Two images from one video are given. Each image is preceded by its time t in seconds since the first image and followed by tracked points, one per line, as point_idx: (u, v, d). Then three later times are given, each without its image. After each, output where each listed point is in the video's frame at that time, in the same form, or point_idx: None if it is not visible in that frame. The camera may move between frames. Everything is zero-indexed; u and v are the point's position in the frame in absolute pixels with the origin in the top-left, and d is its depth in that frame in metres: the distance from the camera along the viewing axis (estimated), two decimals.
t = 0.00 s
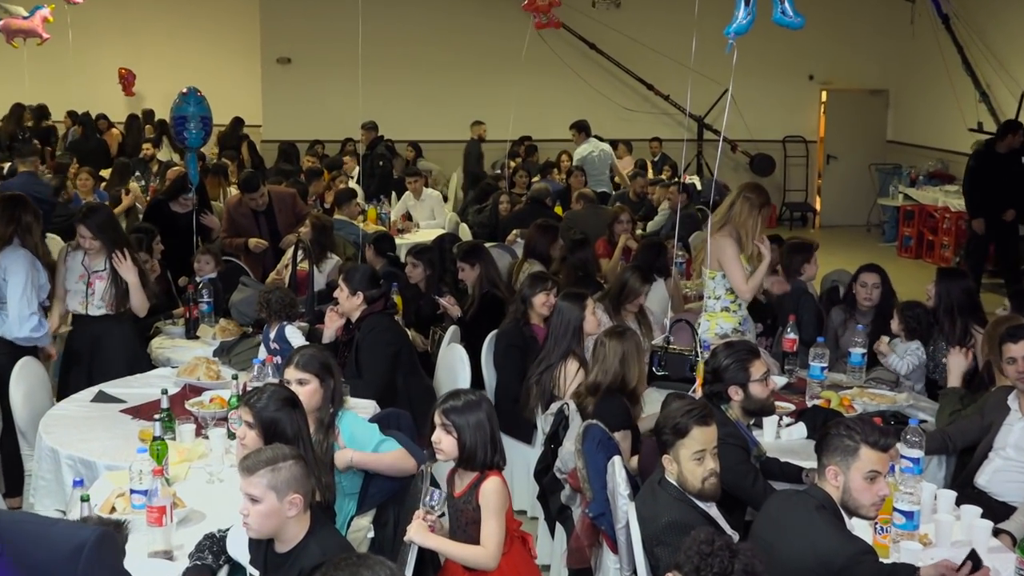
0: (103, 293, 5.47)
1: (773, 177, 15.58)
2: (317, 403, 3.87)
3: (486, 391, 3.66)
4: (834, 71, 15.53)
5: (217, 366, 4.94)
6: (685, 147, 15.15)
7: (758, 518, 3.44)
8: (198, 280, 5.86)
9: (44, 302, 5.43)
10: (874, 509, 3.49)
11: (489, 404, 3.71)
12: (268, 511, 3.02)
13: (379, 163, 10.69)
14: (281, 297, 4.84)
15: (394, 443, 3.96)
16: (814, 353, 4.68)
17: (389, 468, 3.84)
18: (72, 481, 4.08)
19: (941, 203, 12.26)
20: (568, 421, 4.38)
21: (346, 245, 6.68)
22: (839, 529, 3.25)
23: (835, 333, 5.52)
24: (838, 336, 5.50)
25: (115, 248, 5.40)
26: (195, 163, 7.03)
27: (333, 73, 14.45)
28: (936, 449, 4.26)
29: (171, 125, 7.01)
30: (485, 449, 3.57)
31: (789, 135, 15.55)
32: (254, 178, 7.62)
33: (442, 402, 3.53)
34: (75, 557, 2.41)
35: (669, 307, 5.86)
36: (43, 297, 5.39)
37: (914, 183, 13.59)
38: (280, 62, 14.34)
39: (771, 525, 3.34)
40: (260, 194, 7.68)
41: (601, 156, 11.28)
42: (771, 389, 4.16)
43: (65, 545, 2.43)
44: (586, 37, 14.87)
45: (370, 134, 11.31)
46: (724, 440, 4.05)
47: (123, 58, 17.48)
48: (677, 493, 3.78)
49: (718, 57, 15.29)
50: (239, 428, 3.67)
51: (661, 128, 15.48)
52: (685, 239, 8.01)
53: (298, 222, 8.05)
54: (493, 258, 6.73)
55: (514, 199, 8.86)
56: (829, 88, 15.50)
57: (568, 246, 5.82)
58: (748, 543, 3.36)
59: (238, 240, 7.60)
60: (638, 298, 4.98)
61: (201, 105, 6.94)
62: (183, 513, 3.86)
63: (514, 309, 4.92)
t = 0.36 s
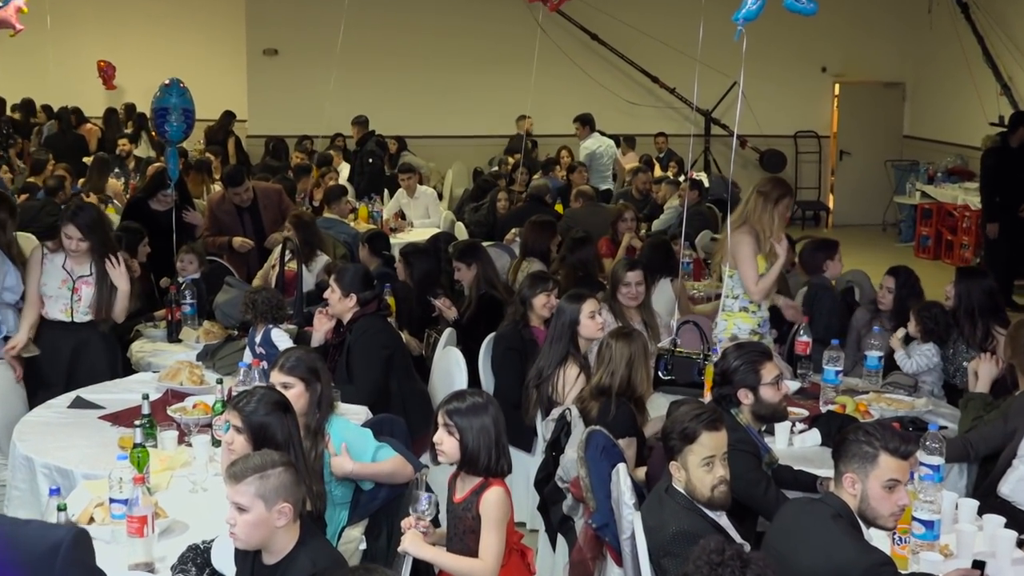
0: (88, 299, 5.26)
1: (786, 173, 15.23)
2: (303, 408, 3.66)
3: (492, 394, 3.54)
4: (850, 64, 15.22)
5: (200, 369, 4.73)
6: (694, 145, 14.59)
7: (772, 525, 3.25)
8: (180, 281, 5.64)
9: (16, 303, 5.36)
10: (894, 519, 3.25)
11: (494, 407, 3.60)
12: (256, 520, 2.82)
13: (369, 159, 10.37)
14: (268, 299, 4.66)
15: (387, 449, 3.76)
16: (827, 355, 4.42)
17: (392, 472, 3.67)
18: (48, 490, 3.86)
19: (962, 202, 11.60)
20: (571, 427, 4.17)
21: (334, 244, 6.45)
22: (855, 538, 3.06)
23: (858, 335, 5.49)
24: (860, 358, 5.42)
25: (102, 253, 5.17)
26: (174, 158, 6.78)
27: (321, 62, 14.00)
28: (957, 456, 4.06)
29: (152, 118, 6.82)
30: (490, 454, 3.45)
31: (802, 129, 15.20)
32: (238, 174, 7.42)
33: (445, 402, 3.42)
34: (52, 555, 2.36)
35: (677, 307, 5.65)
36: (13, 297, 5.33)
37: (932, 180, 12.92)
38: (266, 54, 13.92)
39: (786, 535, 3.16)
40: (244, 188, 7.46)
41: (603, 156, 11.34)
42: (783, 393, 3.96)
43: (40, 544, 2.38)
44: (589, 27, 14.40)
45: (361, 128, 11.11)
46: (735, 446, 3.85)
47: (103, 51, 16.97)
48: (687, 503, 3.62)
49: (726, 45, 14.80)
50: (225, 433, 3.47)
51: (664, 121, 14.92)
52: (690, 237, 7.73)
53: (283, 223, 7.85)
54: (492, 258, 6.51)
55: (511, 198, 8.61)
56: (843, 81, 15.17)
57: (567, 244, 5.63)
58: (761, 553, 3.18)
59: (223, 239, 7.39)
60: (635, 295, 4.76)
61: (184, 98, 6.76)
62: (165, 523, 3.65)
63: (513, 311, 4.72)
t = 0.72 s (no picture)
0: (77, 296, 5.07)
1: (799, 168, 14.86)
2: (289, 413, 3.45)
3: (498, 397, 3.35)
4: (865, 56, 14.92)
5: (183, 373, 4.52)
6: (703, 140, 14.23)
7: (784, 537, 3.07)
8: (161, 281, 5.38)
9: None
10: (912, 533, 3.05)
11: (501, 410, 3.40)
12: (231, 538, 2.63)
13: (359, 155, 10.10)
14: (256, 298, 4.43)
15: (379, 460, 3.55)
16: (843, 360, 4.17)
17: (386, 487, 3.50)
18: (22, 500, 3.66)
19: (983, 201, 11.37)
20: (573, 434, 3.98)
21: (323, 243, 6.26)
22: (872, 547, 2.88)
23: (880, 336, 5.32)
24: (876, 363, 5.30)
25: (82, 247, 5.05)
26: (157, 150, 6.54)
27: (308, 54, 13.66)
28: (979, 465, 3.89)
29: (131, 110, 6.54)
30: (490, 461, 3.26)
31: (816, 124, 14.87)
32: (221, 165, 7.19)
33: (443, 406, 3.23)
34: (39, 557, 2.36)
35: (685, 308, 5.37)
36: None
37: (953, 176, 12.68)
38: (253, 45, 13.44)
39: (800, 549, 2.97)
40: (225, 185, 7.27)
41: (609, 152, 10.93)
42: (798, 399, 3.76)
43: (29, 544, 2.37)
44: (593, 19, 14.14)
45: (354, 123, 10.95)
46: (747, 454, 3.66)
47: (84, 43, 16.52)
48: (697, 511, 3.43)
49: (734, 35, 14.64)
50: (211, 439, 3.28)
51: (671, 115, 14.76)
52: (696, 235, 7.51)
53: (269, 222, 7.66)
54: (491, 257, 6.32)
55: (509, 194, 8.43)
56: (858, 73, 14.88)
57: (569, 244, 5.43)
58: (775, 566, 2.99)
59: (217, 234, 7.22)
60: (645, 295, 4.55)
61: (165, 87, 6.48)
62: (147, 534, 3.44)
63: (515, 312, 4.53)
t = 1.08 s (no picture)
0: (49, 294, 4.88)
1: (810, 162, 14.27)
2: (278, 414, 3.28)
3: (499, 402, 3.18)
4: (880, 43, 14.24)
5: (166, 375, 4.31)
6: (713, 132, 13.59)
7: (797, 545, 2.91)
8: (143, 280, 5.13)
9: None
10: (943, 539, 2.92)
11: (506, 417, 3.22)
12: (217, 544, 2.45)
13: (349, 148, 9.79)
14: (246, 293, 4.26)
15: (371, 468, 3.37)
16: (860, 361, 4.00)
17: (379, 496, 3.28)
18: None
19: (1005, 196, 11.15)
20: (575, 438, 3.80)
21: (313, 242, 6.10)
22: (893, 557, 2.72)
23: (897, 336, 5.12)
24: (897, 363, 5.06)
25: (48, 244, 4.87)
26: (138, 140, 6.32)
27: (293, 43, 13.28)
28: (1002, 470, 3.72)
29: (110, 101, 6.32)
30: (480, 469, 3.11)
31: (829, 114, 14.24)
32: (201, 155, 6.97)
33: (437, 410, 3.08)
34: (48, 563, 2.47)
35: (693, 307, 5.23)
36: None
37: (972, 170, 12.41)
38: (237, 31, 13.04)
39: (814, 558, 2.81)
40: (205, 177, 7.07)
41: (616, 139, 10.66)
42: (813, 401, 3.57)
43: (37, 553, 2.48)
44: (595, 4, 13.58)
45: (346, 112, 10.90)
46: (759, 458, 3.47)
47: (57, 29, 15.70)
48: (705, 518, 3.25)
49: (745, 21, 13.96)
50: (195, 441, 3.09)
51: (678, 106, 14.15)
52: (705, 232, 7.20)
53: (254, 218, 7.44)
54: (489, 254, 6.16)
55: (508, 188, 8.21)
56: (874, 61, 14.21)
57: (571, 239, 5.28)
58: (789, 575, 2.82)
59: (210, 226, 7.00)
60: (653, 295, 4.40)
61: (147, 75, 6.28)
62: (128, 541, 3.24)
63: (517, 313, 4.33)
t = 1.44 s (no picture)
0: (24, 288, 4.67)
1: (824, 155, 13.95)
2: (262, 410, 3.12)
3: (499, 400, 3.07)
4: (896, 29, 13.89)
5: (148, 374, 4.09)
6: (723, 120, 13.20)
7: (812, 550, 2.75)
8: (123, 276, 4.86)
9: None
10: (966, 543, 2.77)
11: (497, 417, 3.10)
12: (228, 539, 2.47)
13: (340, 138, 9.50)
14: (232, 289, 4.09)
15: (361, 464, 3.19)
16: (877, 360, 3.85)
17: (371, 486, 3.10)
18: None
19: None
20: (578, 441, 3.62)
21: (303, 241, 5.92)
22: (913, 564, 2.58)
23: (915, 334, 4.93)
24: (915, 362, 4.90)
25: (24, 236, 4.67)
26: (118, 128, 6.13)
27: (279, 30, 12.94)
28: None
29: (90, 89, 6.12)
30: (484, 473, 2.98)
31: (844, 105, 13.95)
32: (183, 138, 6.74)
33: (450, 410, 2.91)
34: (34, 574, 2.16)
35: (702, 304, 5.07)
36: None
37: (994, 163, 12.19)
38: (222, 16, 12.74)
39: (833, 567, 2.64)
40: (190, 160, 6.85)
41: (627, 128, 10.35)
42: (828, 403, 3.37)
43: (24, 562, 2.19)
44: None
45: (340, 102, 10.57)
46: (772, 461, 3.29)
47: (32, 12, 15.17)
48: (717, 524, 3.07)
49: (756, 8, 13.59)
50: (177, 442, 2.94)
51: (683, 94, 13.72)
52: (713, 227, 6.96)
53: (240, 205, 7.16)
54: (488, 249, 6.05)
55: (505, 182, 8.04)
56: (889, 49, 13.87)
57: (578, 231, 5.11)
58: None
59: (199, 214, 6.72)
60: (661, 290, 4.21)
61: (128, 60, 6.08)
62: (108, 549, 3.06)
63: (519, 309, 4.10)
